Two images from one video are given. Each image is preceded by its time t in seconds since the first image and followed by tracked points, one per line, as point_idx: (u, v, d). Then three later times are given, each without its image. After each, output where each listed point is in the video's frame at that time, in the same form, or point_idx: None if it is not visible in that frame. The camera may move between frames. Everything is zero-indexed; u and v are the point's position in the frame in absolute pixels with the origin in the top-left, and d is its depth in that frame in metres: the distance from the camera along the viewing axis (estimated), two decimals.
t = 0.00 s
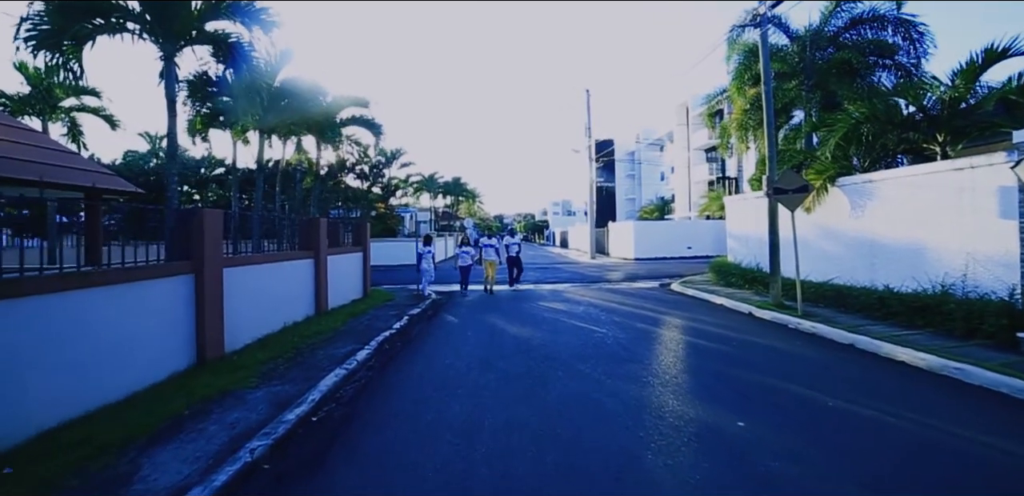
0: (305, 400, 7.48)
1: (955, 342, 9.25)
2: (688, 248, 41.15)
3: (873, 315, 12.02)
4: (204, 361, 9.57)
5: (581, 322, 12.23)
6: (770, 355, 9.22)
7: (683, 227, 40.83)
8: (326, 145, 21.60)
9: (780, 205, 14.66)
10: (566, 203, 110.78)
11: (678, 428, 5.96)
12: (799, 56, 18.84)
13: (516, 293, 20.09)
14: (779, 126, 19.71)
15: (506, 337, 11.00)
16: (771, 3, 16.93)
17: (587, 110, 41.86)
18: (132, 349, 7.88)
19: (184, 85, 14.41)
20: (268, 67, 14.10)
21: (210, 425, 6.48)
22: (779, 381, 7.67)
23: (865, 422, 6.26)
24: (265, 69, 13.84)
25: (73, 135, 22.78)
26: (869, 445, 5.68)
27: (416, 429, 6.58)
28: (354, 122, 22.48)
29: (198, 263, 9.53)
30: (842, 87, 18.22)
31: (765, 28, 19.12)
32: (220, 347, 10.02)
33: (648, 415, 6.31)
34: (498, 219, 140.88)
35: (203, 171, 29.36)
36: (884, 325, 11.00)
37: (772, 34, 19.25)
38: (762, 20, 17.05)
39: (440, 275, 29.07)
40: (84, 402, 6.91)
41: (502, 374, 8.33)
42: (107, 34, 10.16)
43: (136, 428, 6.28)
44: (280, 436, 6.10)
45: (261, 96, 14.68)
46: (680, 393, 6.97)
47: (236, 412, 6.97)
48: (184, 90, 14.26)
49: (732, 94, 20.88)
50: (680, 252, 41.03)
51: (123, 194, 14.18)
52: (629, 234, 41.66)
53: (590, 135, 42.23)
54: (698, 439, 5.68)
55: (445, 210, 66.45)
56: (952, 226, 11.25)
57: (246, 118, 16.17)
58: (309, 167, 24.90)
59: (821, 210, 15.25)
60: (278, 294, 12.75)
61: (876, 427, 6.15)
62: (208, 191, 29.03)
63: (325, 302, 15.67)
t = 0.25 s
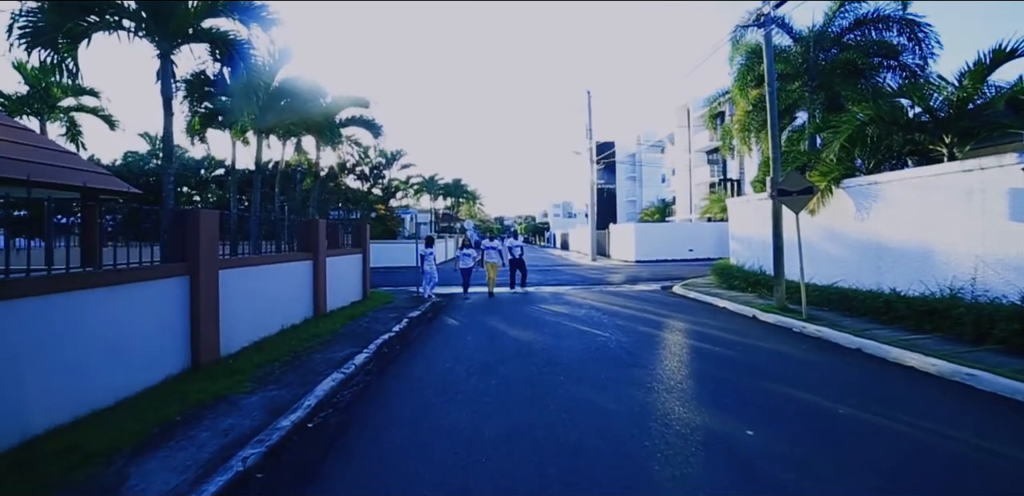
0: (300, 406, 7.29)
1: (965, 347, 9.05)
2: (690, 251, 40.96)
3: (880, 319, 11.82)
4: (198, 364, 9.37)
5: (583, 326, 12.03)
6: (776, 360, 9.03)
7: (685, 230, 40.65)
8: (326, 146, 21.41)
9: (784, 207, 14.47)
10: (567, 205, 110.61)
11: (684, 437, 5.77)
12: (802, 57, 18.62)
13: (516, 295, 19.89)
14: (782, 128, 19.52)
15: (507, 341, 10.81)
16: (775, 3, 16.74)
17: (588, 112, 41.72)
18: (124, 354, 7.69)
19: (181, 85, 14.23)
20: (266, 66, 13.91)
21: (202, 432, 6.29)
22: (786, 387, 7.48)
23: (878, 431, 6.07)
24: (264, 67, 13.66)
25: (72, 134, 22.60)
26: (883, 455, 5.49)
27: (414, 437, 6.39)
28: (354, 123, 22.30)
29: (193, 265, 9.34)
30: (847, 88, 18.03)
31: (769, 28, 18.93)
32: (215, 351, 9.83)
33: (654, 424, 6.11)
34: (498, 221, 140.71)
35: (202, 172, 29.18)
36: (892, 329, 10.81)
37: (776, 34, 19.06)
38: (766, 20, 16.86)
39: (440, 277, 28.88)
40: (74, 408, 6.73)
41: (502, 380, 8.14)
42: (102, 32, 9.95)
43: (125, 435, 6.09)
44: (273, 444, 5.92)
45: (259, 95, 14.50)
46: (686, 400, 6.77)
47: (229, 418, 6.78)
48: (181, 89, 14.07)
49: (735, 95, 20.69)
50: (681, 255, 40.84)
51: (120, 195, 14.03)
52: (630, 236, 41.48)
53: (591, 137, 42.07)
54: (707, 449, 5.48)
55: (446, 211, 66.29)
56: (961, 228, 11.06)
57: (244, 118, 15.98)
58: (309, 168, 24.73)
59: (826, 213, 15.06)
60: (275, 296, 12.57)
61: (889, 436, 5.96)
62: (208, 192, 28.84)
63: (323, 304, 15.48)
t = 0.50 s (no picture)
0: (298, 412, 7.14)
1: (976, 352, 8.89)
2: (693, 254, 40.77)
3: (887, 323, 11.66)
4: (195, 369, 9.23)
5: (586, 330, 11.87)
6: (783, 365, 8.88)
7: (688, 232, 40.47)
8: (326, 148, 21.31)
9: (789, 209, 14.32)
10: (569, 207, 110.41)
11: (692, 445, 5.61)
12: (806, 58, 18.58)
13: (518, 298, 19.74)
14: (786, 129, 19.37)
15: (509, 345, 10.65)
16: (778, 4, 16.62)
17: (590, 114, 41.61)
18: (120, 358, 7.56)
19: (181, 86, 14.11)
20: (267, 66, 13.80)
21: (197, 439, 6.15)
22: (795, 393, 7.33)
23: (891, 438, 5.91)
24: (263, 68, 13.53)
25: (73, 137, 22.50)
26: (897, 464, 5.33)
27: (415, 444, 6.24)
28: (355, 125, 22.20)
29: (190, 268, 9.21)
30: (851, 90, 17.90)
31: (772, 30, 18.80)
32: (213, 355, 9.69)
33: (660, 431, 5.96)
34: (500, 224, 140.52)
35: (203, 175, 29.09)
36: (900, 334, 10.64)
37: (779, 36, 18.93)
38: (769, 21, 16.74)
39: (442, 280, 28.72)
40: (67, 414, 6.59)
41: (505, 385, 7.99)
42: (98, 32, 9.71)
43: (118, 442, 5.95)
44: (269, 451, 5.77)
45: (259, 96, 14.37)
46: (693, 407, 6.61)
47: (225, 424, 6.63)
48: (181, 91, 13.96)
49: (738, 97, 20.56)
50: (684, 258, 40.65)
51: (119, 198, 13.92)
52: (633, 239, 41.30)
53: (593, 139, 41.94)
54: (715, 458, 5.33)
55: (447, 214, 66.14)
56: (971, 231, 10.90)
57: (245, 119, 15.87)
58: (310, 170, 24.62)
59: (831, 215, 14.90)
60: (274, 299, 12.43)
61: (902, 444, 5.80)
62: (209, 195, 28.75)
63: (324, 307, 15.35)
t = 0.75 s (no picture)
0: (294, 421, 6.96)
1: (990, 358, 8.68)
2: (696, 257, 40.53)
3: (897, 328, 11.45)
4: (191, 375, 9.05)
5: (589, 335, 11.68)
6: (792, 372, 8.69)
7: (691, 235, 40.26)
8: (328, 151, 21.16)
9: (796, 212, 14.12)
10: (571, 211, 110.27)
11: (701, 457, 5.42)
12: (810, 59, 18.40)
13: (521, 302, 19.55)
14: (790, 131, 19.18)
15: (512, 351, 10.46)
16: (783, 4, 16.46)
17: (592, 117, 41.45)
18: (115, 365, 7.40)
19: (181, 89, 13.97)
20: (266, 68, 13.64)
21: (190, 449, 5.97)
22: (805, 402, 7.14)
23: (906, 450, 5.71)
24: (263, 70, 13.37)
25: (74, 139, 22.36)
26: (915, 476, 5.13)
27: (414, 454, 6.05)
28: (356, 128, 22.07)
29: (187, 272, 9.03)
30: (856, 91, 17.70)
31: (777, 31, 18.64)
32: (210, 361, 9.52)
33: (668, 443, 5.76)
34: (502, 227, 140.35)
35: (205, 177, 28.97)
36: (910, 339, 10.44)
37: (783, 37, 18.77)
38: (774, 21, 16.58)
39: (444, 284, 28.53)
40: (58, 423, 6.42)
41: (507, 393, 7.80)
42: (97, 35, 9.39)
43: (108, 453, 5.77)
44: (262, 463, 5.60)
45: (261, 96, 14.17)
46: (700, 417, 6.42)
47: (219, 434, 6.45)
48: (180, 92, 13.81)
49: (742, 99, 20.39)
50: (687, 261, 40.42)
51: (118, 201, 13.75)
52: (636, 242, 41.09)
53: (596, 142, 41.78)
54: (726, 472, 5.13)
55: (450, 217, 65.95)
56: (983, 234, 10.69)
57: (245, 121, 15.71)
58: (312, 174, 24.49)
59: (838, 218, 14.72)
60: (273, 303, 12.25)
61: (919, 456, 5.59)
62: (211, 198, 28.65)
63: (323, 312, 15.17)
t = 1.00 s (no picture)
0: (291, 427, 6.81)
1: (999, 363, 8.53)
2: (697, 258, 40.39)
3: (903, 331, 11.30)
4: (187, 380, 8.91)
5: (591, 338, 11.53)
6: (798, 376, 8.54)
7: (692, 236, 40.12)
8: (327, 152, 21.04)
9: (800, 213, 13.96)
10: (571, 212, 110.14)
11: (708, 467, 5.27)
12: (813, 60, 18.26)
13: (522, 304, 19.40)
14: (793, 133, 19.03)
15: (513, 354, 10.32)
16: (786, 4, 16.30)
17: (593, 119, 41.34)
18: (109, 370, 7.24)
19: (179, 89, 13.82)
20: (265, 68, 13.51)
21: (183, 457, 5.82)
22: (813, 408, 6.98)
23: (918, 459, 5.56)
24: (262, 70, 13.23)
25: (73, 140, 22.23)
26: (929, 486, 4.97)
27: (413, 462, 5.90)
28: (356, 129, 21.95)
29: (183, 275, 8.89)
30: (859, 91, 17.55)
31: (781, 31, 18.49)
32: (206, 365, 9.37)
33: (674, 452, 5.61)
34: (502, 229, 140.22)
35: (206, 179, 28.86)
36: (917, 343, 10.29)
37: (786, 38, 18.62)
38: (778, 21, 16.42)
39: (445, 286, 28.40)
40: (48, 430, 6.26)
41: (508, 399, 7.66)
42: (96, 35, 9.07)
43: (99, 461, 5.62)
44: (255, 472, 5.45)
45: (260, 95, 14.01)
46: (706, 425, 6.27)
47: (214, 441, 6.30)
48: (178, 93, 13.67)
49: (745, 100, 20.23)
50: (688, 263, 40.29)
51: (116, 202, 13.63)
52: (637, 244, 40.95)
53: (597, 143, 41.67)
54: (733, 482, 4.98)
55: (450, 219, 65.81)
56: (991, 236, 10.53)
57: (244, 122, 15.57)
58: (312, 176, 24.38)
59: (842, 220, 14.57)
60: (271, 306, 12.10)
61: (932, 465, 5.44)
62: (212, 200, 28.56)
63: (322, 314, 15.03)
